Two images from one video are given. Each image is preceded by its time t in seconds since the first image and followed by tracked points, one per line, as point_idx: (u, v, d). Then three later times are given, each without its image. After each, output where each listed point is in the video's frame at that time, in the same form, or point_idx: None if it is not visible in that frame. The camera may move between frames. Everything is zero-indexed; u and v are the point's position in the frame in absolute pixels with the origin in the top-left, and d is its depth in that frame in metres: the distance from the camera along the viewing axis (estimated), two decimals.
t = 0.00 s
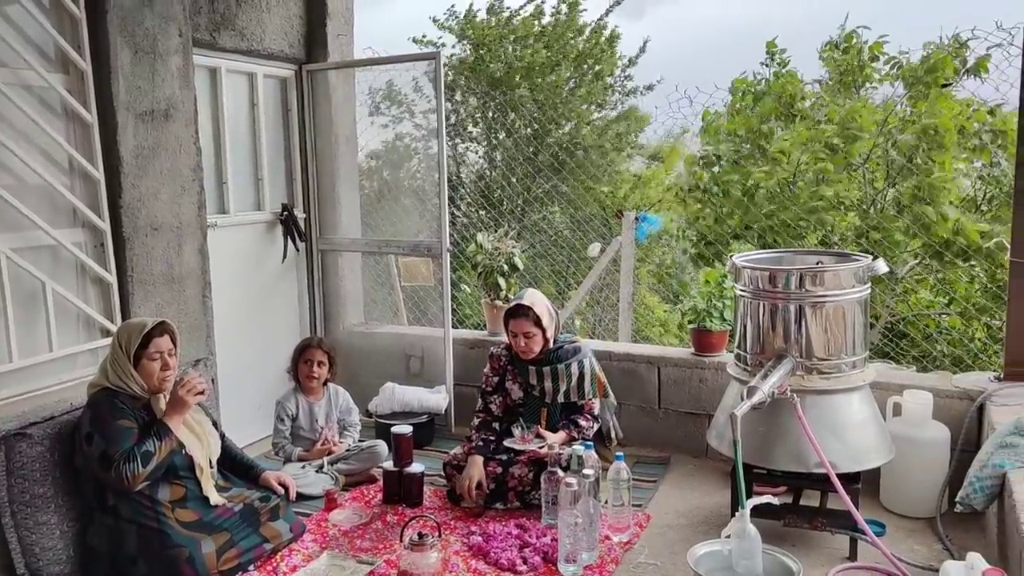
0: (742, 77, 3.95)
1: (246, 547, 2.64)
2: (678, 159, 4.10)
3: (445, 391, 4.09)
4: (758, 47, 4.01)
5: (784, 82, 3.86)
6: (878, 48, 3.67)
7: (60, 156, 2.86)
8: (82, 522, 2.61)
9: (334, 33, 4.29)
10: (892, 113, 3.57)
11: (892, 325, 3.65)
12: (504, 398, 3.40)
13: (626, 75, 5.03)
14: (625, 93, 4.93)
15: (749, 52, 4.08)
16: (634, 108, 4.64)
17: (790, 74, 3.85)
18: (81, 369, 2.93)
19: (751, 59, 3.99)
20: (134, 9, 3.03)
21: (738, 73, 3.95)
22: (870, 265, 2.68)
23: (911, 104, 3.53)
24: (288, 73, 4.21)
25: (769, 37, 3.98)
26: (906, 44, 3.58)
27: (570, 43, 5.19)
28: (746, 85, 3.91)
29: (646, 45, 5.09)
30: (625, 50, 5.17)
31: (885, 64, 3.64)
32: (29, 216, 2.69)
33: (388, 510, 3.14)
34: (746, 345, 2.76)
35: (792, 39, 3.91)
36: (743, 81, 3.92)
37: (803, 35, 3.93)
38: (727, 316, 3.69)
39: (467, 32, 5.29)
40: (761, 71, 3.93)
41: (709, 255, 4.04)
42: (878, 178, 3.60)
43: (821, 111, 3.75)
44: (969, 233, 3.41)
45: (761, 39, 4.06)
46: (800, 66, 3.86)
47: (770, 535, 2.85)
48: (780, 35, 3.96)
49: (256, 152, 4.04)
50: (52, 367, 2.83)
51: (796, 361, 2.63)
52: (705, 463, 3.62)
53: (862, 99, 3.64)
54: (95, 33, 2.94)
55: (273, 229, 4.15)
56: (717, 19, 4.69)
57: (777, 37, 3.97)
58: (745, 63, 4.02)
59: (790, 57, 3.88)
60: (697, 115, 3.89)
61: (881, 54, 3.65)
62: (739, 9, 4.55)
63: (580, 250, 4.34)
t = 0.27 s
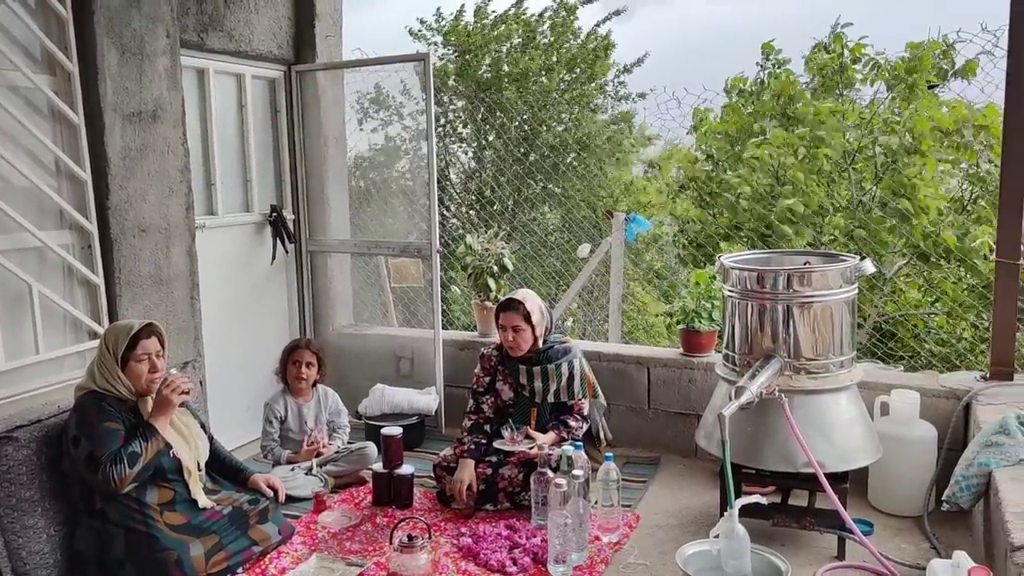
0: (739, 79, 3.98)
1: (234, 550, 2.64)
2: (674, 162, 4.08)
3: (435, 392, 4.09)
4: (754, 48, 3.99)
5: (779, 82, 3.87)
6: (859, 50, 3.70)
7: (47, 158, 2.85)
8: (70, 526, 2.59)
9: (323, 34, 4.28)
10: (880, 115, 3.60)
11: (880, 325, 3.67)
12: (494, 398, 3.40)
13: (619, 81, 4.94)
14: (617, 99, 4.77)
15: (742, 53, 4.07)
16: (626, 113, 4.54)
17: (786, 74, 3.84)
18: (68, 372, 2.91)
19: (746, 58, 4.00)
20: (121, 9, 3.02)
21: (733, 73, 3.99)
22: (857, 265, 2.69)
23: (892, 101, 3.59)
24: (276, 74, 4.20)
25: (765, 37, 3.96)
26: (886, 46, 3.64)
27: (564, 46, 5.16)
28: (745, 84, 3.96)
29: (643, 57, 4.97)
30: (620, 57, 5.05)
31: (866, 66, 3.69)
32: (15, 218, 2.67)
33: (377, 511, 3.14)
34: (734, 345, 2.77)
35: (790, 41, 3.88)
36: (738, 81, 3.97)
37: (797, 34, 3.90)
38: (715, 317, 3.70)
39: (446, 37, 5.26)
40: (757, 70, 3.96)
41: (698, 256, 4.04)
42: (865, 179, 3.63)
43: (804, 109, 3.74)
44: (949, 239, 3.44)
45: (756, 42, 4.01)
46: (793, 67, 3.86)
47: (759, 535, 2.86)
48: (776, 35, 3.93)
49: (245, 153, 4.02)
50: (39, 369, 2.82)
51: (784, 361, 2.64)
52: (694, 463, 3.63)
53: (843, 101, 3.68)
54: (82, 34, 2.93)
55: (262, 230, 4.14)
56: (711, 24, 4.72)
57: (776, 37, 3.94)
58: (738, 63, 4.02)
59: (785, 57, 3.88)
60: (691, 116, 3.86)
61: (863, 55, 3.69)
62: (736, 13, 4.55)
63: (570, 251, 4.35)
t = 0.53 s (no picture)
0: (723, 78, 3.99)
1: (221, 553, 2.63)
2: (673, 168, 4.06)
3: (423, 394, 4.08)
4: (744, 49, 3.98)
5: (768, 83, 3.89)
6: (843, 50, 3.71)
7: (31, 159, 2.83)
8: (56, 529, 2.59)
9: (310, 35, 4.27)
10: (864, 117, 3.62)
11: (866, 325, 3.69)
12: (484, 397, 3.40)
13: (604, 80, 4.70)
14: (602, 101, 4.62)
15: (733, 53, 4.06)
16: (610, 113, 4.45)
17: (775, 75, 3.86)
18: (53, 374, 2.89)
19: (736, 59, 4.00)
20: (106, 10, 3.00)
21: (721, 73, 4.00)
22: (843, 266, 2.70)
23: (875, 103, 3.60)
24: (263, 75, 4.19)
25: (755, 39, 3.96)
26: (867, 47, 3.69)
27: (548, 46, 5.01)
28: (734, 85, 3.97)
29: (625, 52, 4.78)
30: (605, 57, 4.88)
31: (853, 67, 3.71)
32: None
33: (366, 513, 3.13)
34: (722, 345, 2.77)
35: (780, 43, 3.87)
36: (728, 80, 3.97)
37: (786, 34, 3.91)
38: (701, 318, 3.72)
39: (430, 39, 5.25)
40: (748, 72, 3.96)
41: (687, 256, 4.07)
42: (851, 181, 3.66)
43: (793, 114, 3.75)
44: (937, 238, 3.49)
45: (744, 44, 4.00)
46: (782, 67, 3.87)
47: (747, 535, 2.87)
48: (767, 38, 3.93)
49: (231, 154, 4.01)
50: (24, 372, 2.79)
51: (771, 361, 2.66)
52: (682, 464, 3.64)
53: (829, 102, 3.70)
54: (67, 34, 2.91)
55: (249, 232, 4.13)
56: (699, 23, 4.67)
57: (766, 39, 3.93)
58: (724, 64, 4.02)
59: (776, 60, 3.87)
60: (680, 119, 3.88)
61: (849, 58, 3.70)
62: (722, 15, 4.53)
63: (558, 252, 4.36)
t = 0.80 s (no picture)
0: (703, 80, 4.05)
1: (207, 557, 2.61)
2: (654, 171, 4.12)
3: (410, 396, 4.08)
4: (715, 52, 4.11)
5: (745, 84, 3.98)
6: (829, 54, 3.71)
7: (15, 161, 2.79)
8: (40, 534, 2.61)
9: (297, 36, 4.26)
10: (849, 118, 3.64)
11: (852, 326, 3.72)
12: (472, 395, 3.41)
13: (587, 76, 4.80)
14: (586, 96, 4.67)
15: (705, 57, 4.18)
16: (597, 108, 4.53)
17: (752, 74, 3.94)
18: (36, 378, 2.85)
19: (711, 63, 4.09)
20: (90, 11, 2.98)
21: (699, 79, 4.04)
22: (827, 267, 2.72)
23: (857, 108, 3.64)
24: (249, 76, 4.18)
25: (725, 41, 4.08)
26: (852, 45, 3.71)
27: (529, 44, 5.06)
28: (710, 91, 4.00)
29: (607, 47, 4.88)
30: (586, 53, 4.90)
31: (842, 67, 3.69)
32: None
33: (353, 516, 3.12)
34: (708, 347, 2.78)
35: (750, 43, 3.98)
36: (706, 89, 4.00)
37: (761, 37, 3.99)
38: (688, 318, 3.72)
39: (416, 39, 5.21)
40: (723, 74, 4.04)
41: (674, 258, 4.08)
42: (837, 182, 3.68)
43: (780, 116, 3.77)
44: (924, 238, 3.50)
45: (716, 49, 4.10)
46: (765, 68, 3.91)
47: (733, 535, 2.88)
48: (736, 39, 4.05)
49: (217, 155, 3.99)
50: (6, 377, 2.75)
51: (757, 362, 2.67)
52: (669, 464, 3.66)
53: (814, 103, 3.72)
54: (50, 35, 2.90)
55: (235, 233, 4.11)
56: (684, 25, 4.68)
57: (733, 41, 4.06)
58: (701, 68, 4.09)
59: (751, 59, 3.95)
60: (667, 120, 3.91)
61: (836, 61, 3.70)
62: (707, 18, 4.54)
63: (546, 253, 4.36)
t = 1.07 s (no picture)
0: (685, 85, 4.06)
1: (193, 560, 2.60)
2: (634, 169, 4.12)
3: (397, 398, 4.07)
4: (702, 53, 4.12)
5: (728, 88, 3.97)
6: (819, 56, 3.74)
7: None
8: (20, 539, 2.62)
9: (283, 37, 4.25)
10: (835, 120, 3.67)
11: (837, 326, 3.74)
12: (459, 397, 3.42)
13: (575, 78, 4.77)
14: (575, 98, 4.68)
15: (690, 58, 4.19)
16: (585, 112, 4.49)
17: (735, 78, 3.95)
18: (19, 381, 2.80)
19: (695, 66, 4.11)
20: (73, 11, 2.97)
21: (677, 84, 4.06)
22: (812, 268, 2.74)
23: (845, 109, 3.67)
24: (234, 77, 4.16)
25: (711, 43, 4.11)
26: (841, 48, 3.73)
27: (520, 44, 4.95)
28: (692, 93, 4.03)
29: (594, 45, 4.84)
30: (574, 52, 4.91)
31: (827, 72, 3.74)
32: None
33: (340, 518, 3.12)
34: (694, 348, 2.80)
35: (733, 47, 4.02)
36: (685, 91, 4.03)
37: (747, 41, 4.03)
38: (674, 319, 3.73)
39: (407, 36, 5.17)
40: (706, 76, 4.06)
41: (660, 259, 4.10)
42: (824, 183, 3.70)
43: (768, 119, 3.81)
44: (907, 238, 3.55)
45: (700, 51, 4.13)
46: (749, 71, 3.94)
47: (719, 535, 2.89)
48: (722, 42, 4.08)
49: (202, 157, 3.98)
50: None
51: (742, 362, 2.68)
52: (656, 465, 3.67)
53: (799, 105, 3.76)
54: (33, 36, 2.88)
55: (220, 235, 4.09)
56: (667, 28, 4.71)
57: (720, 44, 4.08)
58: (685, 71, 4.11)
59: (733, 63, 3.99)
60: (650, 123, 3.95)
61: (824, 62, 3.74)
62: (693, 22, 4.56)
63: (534, 255, 4.37)
